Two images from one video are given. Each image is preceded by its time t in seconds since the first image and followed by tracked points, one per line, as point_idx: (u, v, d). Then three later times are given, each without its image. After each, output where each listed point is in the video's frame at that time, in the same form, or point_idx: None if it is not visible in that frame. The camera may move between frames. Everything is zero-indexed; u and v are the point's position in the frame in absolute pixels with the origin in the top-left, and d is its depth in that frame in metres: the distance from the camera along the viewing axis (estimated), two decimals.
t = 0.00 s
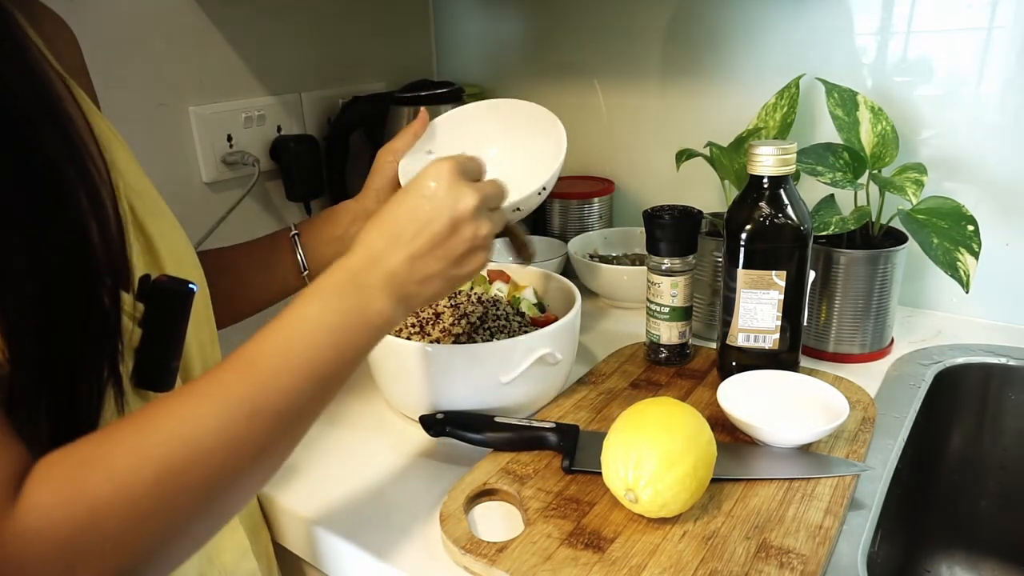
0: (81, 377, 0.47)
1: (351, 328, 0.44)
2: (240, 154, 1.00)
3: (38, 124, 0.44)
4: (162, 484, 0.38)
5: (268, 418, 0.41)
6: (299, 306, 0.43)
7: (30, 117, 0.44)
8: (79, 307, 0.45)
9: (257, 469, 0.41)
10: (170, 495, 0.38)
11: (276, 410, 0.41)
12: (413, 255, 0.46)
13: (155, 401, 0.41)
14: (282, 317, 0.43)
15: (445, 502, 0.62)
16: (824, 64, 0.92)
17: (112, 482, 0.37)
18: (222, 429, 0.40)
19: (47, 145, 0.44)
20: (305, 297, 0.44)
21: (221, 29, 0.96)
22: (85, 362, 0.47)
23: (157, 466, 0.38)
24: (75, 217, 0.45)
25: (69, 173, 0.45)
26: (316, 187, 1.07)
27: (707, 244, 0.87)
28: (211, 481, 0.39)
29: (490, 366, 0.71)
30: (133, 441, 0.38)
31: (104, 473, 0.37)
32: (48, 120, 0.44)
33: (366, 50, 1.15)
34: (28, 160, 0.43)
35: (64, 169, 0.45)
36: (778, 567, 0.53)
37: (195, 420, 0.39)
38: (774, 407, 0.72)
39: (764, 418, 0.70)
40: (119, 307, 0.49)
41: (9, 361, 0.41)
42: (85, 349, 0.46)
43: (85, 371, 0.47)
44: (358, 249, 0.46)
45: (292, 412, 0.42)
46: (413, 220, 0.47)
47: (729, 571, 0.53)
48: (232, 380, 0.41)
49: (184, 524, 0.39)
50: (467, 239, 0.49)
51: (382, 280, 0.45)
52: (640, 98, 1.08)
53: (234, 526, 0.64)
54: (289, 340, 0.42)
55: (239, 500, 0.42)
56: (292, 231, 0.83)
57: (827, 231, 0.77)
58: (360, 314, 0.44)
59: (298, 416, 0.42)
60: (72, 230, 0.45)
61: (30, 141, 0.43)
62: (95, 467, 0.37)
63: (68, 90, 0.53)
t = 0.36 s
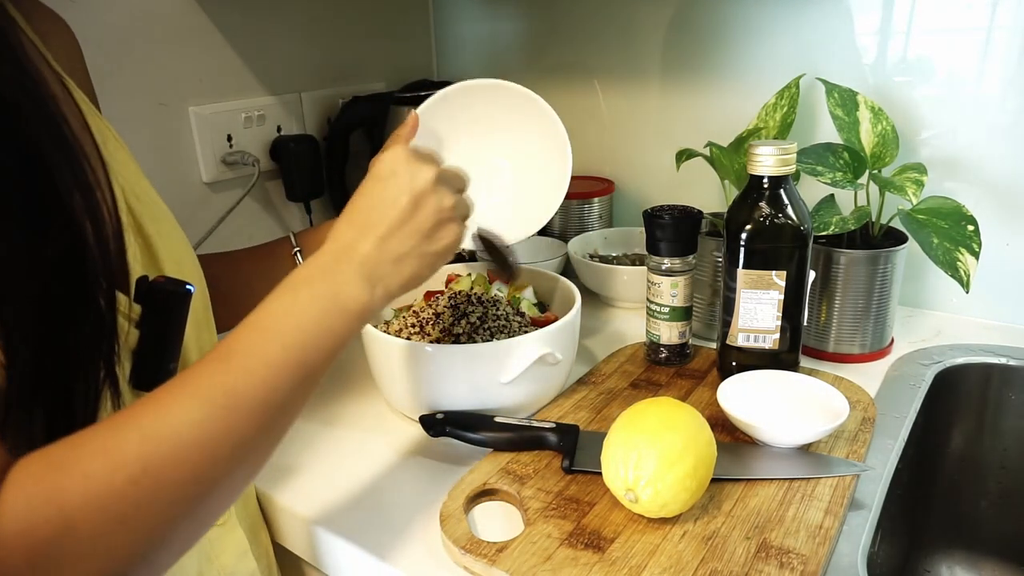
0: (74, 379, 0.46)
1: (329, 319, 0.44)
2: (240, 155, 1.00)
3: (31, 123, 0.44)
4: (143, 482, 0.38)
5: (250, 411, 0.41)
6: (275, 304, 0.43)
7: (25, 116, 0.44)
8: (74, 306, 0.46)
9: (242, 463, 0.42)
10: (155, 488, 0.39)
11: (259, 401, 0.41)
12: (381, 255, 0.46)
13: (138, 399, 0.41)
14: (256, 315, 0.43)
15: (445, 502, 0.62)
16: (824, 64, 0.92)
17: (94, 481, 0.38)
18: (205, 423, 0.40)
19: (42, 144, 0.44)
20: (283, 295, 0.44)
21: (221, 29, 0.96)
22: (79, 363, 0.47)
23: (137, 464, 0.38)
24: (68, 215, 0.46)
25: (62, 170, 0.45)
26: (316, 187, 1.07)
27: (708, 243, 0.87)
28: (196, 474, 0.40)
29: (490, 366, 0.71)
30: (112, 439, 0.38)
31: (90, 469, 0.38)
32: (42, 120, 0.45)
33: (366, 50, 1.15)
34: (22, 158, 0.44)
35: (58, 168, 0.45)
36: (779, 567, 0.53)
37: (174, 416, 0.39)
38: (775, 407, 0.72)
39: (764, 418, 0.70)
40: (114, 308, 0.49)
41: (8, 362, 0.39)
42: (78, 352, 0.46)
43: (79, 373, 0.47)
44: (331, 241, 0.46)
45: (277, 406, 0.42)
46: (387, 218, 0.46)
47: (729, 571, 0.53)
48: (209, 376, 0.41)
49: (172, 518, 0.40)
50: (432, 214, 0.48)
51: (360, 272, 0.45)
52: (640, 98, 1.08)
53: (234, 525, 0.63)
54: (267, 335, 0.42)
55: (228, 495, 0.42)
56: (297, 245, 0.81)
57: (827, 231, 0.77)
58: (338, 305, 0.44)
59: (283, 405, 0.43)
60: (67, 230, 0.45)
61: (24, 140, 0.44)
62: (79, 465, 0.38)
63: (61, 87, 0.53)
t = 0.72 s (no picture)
0: (74, 380, 0.46)
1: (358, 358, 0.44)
2: (240, 154, 1.00)
3: (32, 123, 0.44)
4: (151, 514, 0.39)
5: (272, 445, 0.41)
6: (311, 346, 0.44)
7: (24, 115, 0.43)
8: (74, 306, 0.46)
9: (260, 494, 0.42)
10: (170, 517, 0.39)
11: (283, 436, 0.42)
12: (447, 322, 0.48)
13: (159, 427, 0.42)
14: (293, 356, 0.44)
15: (444, 502, 0.62)
16: (824, 64, 0.92)
17: (116, 504, 0.38)
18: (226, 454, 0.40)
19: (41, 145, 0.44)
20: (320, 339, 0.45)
21: (221, 29, 0.96)
22: (79, 365, 0.46)
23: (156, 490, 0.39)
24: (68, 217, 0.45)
25: (62, 171, 0.45)
26: (316, 187, 1.07)
27: (708, 243, 0.87)
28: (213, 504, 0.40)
29: (490, 366, 0.71)
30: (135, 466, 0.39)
31: (112, 494, 0.38)
32: (42, 120, 0.44)
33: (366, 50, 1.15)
34: (23, 158, 0.43)
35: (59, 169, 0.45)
36: (779, 567, 0.53)
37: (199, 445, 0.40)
38: (774, 407, 0.72)
39: (764, 418, 0.70)
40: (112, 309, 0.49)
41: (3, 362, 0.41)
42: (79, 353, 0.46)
43: (79, 375, 0.47)
44: (396, 292, 0.47)
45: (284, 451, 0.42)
46: (465, 292, 0.48)
47: (729, 571, 0.53)
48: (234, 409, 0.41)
49: (184, 545, 0.40)
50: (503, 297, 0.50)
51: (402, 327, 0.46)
52: (640, 98, 1.08)
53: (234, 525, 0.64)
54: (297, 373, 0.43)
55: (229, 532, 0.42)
56: (296, 245, 0.83)
57: (827, 231, 0.77)
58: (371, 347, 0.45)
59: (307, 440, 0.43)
60: (67, 230, 0.45)
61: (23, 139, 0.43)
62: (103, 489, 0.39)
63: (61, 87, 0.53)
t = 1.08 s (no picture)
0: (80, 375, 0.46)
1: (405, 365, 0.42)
2: (240, 154, 1.00)
3: (38, 120, 0.43)
4: (243, 472, 0.37)
5: (312, 445, 0.38)
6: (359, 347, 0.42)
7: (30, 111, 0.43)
8: (80, 304, 0.45)
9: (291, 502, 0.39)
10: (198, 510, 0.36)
11: (323, 436, 0.39)
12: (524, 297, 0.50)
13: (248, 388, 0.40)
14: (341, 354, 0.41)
15: (445, 502, 0.62)
16: (824, 64, 0.92)
17: (143, 488, 0.35)
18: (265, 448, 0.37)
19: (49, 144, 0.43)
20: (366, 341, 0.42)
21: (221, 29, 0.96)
22: (86, 361, 0.46)
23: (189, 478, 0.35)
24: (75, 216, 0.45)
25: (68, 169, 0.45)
26: (316, 187, 1.07)
27: (707, 243, 0.87)
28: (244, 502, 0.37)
29: (490, 367, 0.71)
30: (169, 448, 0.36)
31: (139, 476, 0.35)
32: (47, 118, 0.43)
33: (366, 50, 1.15)
34: (26, 154, 0.42)
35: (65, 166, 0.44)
36: (779, 567, 0.53)
37: (237, 433, 0.37)
38: (773, 407, 0.72)
39: (764, 418, 0.70)
40: (119, 303, 0.49)
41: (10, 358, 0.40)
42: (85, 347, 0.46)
43: (86, 369, 0.47)
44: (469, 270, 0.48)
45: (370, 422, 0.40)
46: (535, 270, 0.50)
47: (729, 571, 0.53)
48: (280, 398, 0.38)
49: (265, 510, 0.38)
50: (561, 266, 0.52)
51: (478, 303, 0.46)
52: (640, 98, 1.08)
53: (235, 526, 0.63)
54: (345, 371, 0.40)
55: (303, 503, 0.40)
56: (303, 249, 0.83)
57: (827, 231, 0.77)
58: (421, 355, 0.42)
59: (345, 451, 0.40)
60: (75, 227, 0.44)
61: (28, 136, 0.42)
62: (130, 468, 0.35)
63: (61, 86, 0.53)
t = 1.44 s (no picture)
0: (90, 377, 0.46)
1: (348, 386, 0.41)
2: (240, 154, 1.00)
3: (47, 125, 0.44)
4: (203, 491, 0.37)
5: (271, 459, 0.39)
6: (298, 370, 0.41)
7: (42, 112, 0.44)
8: (88, 304, 0.46)
9: (241, 533, 0.39)
10: (138, 549, 0.37)
11: (263, 466, 0.39)
12: (487, 294, 0.45)
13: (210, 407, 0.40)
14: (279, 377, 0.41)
15: (444, 503, 0.62)
16: (824, 64, 0.92)
17: (78, 532, 0.36)
18: (200, 484, 0.37)
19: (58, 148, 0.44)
20: (308, 360, 0.42)
21: (220, 29, 0.95)
22: (92, 362, 0.46)
23: (124, 518, 0.36)
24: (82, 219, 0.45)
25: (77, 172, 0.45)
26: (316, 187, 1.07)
27: (707, 243, 0.87)
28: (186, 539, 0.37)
29: (491, 366, 0.71)
30: (102, 487, 0.36)
31: (78, 518, 0.36)
32: (58, 120, 0.44)
33: (366, 50, 1.15)
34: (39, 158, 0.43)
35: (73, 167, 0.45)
36: (778, 567, 0.53)
37: (170, 469, 0.37)
38: (774, 407, 0.72)
39: (764, 418, 0.70)
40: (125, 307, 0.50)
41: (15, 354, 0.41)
42: (90, 347, 0.46)
43: (93, 372, 0.46)
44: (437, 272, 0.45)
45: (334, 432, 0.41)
46: (504, 268, 0.46)
47: (729, 571, 0.53)
48: (215, 429, 0.39)
49: (233, 526, 0.39)
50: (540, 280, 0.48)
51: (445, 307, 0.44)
52: (640, 98, 1.08)
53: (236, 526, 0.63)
54: (285, 397, 0.40)
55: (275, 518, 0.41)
56: (298, 231, 0.83)
57: (827, 231, 0.77)
58: (365, 374, 0.41)
59: (292, 477, 0.40)
60: (83, 230, 0.45)
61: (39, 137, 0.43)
62: (65, 512, 0.36)
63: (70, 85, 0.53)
